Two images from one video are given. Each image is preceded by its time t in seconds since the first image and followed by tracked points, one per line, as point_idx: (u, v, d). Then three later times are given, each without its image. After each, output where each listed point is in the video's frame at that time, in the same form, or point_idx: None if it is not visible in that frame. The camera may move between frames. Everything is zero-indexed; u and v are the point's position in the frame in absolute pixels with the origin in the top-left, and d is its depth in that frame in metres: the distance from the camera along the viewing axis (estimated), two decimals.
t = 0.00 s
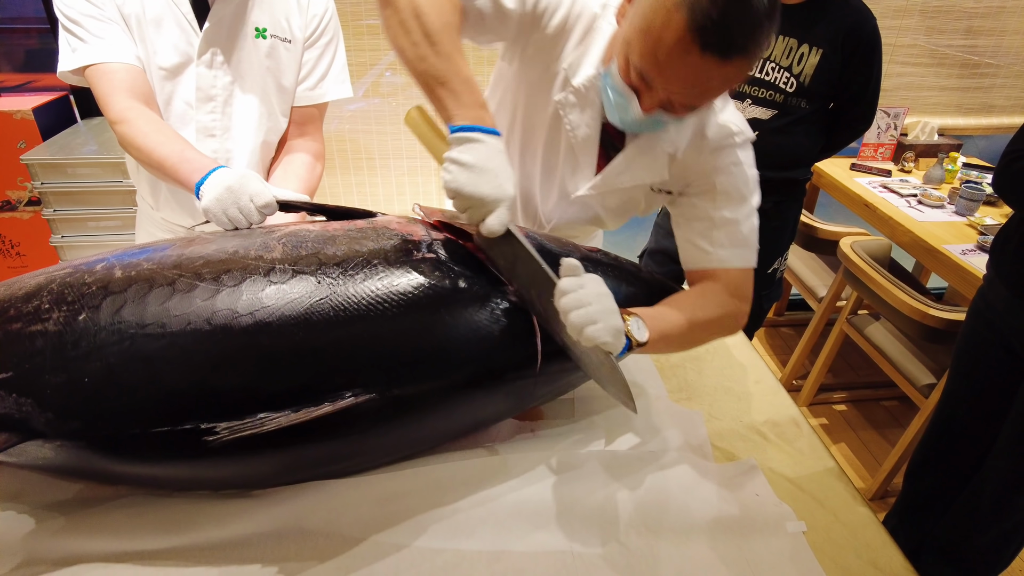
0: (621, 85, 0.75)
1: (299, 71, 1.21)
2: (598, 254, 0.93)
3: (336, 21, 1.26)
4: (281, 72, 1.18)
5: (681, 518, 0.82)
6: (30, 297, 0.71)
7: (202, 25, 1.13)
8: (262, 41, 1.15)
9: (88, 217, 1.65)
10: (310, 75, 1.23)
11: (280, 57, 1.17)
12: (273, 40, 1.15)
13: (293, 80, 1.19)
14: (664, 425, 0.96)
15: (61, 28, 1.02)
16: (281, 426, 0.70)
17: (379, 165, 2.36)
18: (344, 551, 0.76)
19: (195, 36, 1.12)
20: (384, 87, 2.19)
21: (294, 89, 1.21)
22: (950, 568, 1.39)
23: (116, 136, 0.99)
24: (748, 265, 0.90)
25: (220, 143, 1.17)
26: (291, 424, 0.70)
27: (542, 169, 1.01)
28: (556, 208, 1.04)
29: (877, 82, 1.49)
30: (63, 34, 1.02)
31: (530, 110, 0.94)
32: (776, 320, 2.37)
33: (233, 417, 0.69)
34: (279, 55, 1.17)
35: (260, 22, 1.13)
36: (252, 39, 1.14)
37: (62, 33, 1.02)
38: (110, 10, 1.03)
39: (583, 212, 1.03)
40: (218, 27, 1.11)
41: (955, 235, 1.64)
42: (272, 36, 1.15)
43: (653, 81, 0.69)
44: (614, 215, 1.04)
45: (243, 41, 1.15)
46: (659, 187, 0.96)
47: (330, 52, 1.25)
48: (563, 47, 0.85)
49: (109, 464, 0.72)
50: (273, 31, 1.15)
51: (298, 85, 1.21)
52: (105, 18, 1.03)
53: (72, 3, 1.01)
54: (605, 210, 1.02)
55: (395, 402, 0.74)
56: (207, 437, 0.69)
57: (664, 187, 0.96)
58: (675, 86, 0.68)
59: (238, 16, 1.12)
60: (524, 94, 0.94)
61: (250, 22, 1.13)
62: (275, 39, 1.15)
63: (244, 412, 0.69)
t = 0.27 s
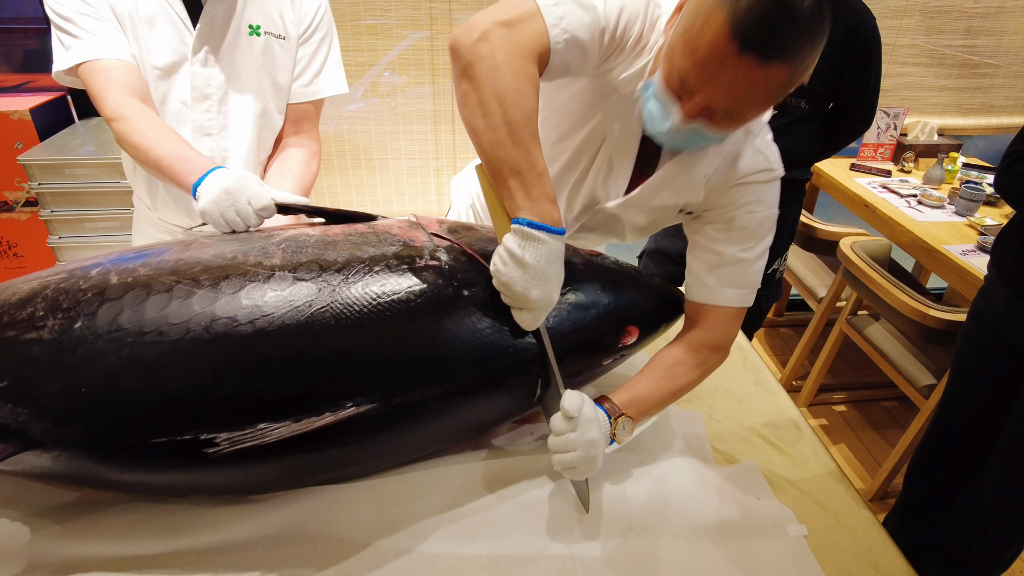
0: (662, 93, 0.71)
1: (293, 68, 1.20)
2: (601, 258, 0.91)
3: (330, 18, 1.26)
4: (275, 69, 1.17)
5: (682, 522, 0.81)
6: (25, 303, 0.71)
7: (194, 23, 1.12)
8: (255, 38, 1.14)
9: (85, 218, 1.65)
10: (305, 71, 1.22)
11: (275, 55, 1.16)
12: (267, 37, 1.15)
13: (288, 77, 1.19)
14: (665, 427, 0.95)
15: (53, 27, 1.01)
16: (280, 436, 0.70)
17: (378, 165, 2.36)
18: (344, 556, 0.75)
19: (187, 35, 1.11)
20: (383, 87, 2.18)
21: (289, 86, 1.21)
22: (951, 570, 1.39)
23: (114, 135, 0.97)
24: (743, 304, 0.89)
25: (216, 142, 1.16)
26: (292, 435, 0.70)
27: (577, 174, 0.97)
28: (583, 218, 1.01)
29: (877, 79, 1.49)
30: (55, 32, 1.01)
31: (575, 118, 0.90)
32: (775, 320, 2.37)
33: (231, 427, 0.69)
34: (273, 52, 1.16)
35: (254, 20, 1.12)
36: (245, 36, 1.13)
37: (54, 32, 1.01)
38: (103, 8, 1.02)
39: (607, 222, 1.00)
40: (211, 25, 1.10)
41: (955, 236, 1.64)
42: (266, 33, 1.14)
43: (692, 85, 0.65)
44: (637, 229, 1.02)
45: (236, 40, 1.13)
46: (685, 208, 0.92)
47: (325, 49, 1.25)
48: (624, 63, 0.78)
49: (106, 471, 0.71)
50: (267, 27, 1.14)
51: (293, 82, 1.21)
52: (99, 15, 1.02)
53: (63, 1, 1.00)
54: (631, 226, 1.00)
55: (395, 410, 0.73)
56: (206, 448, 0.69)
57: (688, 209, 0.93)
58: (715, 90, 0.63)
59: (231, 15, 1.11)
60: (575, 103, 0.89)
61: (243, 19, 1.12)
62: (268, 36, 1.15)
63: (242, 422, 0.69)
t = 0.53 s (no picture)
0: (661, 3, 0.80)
1: (286, 65, 1.20)
2: (597, 255, 0.91)
3: (323, 13, 1.24)
4: (269, 67, 1.17)
5: (682, 523, 0.80)
6: (15, 306, 0.70)
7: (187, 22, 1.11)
8: (249, 35, 1.12)
9: (82, 218, 1.64)
10: (299, 68, 1.21)
11: (267, 51, 1.15)
12: (260, 34, 1.14)
13: (282, 74, 1.19)
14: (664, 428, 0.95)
15: (43, 28, 0.99)
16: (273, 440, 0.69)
17: (376, 166, 2.35)
18: (340, 558, 0.75)
19: (179, 32, 1.09)
20: (382, 87, 2.17)
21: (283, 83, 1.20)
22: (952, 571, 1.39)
23: (105, 134, 0.96)
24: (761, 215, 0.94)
25: (211, 141, 1.15)
26: (284, 438, 0.69)
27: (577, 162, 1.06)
28: (591, 199, 1.08)
29: (877, 78, 1.48)
30: (46, 33, 1.00)
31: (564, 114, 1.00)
32: (775, 320, 2.36)
33: (223, 430, 0.68)
34: (266, 49, 1.15)
35: (247, 17, 1.11)
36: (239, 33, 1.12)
37: (46, 33, 1.00)
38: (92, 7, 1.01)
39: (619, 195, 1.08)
40: (202, 24, 1.09)
41: (955, 236, 1.63)
42: (259, 30, 1.13)
43: None
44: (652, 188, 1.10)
45: (229, 36, 1.12)
46: (695, 145, 0.98)
47: (318, 45, 1.23)
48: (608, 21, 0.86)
49: (98, 474, 0.70)
50: (259, 24, 1.13)
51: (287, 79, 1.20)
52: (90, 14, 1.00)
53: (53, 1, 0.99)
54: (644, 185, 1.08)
55: (390, 412, 0.73)
56: (197, 452, 0.68)
57: (699, 147, 0.99)
58: None
59: (222, 13, 1.10)
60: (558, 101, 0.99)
61: (235, 16, 1.10)
62: (261, 33, 1.14)
63: (235, 425, 0.68)
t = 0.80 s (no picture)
0: None
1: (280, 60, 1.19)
2: (597, 256, 0.90)
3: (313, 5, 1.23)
4: (263, 62, 1.16)
5: (682, 526, 0.80)
6: (9, 307, 0.70)
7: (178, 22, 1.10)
8: (242, 31, 1.11)
9: (79, 219, 1.63)
10: (294, 62, 1.20)
11: (261, 47, 1.14)
12: (253, 30, 1.12)
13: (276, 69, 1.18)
14: (664, 429, 0.94)
15: (34, 34, 0.98)
16: (268, 443, 0.68)
17: (375, 165, 2.34)
18: (338, 561, 0.74)
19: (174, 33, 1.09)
20: (381, 86, 2.17)
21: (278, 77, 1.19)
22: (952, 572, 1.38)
23: (100, 137, 0.95)
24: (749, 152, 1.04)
25: (210, 139, 1.15)
26: (280, 441, 0.69)
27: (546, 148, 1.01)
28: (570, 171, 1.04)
29: (877, 77, 1.48)
30: (37, 39, 0.99)
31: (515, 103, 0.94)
32: (774, 320, 2.36)
33: (218, 434, 0.68)
34: (260, 44, 1.14)
35: (239, 12, 1.10)
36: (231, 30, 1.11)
37: (37, 39, 0.98)
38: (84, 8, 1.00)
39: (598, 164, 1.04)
40: (195, 22, 1.08)
41: (955, 235, 1.63)
42: (252, 26, 1.12)
43: None
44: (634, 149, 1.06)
45: (220, 34, 1.10)
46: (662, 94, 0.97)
47: (311, 38, 1.23)
48: None
49: (93, 477, 0.70)
50: (251, 20, 1.12)
51: (282, 74, 1.19)
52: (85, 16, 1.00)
53: (41, 4, 0.97)
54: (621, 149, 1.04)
55: (387, 414, 0.72)
56: (192, 455, 0.68)
57: (663, 88, 0.96)
58: None
59: (214, 9, 1.08)
60: (509, 90, 0.97)
61: (227, 13, 1.09)
62: (254, 29, 1.12)
63: (230, 428, 0.68)
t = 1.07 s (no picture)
0: None
1: (276, 56, 1.19)
2: (597, 256, 0.90)
3: None
4: (249, 59, 1.15)
5: (683, 527, 0.79)
6: (6, 308, 0.69)
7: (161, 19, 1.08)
8: (223, 28, 1.10)
9: (78, 219, 1.63)
10: (283, 56, 1.20)
11: (245, 44, 1.13)
12: (234, 26, 1.11)
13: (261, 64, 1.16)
14: (664, 430, 0.94)
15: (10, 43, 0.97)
16: (267, 445, 0.68)
17: (375, 165, 2.34)
18: (338, 563, 0.74)
19: (156, 35, 1.08)
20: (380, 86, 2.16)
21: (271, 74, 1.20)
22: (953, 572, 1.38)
23: (75, 145, 0.96)
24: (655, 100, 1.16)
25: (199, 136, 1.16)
26: (278, 443, 0.68)
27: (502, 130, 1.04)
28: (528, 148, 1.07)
29: (877, 78, 1.45)
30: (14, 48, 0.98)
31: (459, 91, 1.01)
32: (774, 320, 2.36)
33: (217, 435, 0.67)
34: (243, 41, 1.13)
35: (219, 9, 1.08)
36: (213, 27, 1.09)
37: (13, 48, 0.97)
38: (62, 14, 0.99)
39: (552, 140, 1.07)
40: (178, 23, 1.07)
41: (956, 235, 1.62)
42: (233, 22, 1.10)
43: None
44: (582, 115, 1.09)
45: (202, 32, 1.09)
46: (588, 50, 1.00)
47: (295, 32, 1.22)
48: None
49: (90, 479, 0.69)
50: (232, 16, 1.10)
51: (275, 69, 1.20)
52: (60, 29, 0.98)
53: (17, 13, 0.96)
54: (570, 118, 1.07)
55: (387, 416, 0.71)
56: (191, 457, 0.67)
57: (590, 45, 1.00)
58: None
59: (192, 7, 1.06)
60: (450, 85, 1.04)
61: (208, 10, 1.07)
62: (236, 25, 1.11)
63: (228, 430, 0.67)
